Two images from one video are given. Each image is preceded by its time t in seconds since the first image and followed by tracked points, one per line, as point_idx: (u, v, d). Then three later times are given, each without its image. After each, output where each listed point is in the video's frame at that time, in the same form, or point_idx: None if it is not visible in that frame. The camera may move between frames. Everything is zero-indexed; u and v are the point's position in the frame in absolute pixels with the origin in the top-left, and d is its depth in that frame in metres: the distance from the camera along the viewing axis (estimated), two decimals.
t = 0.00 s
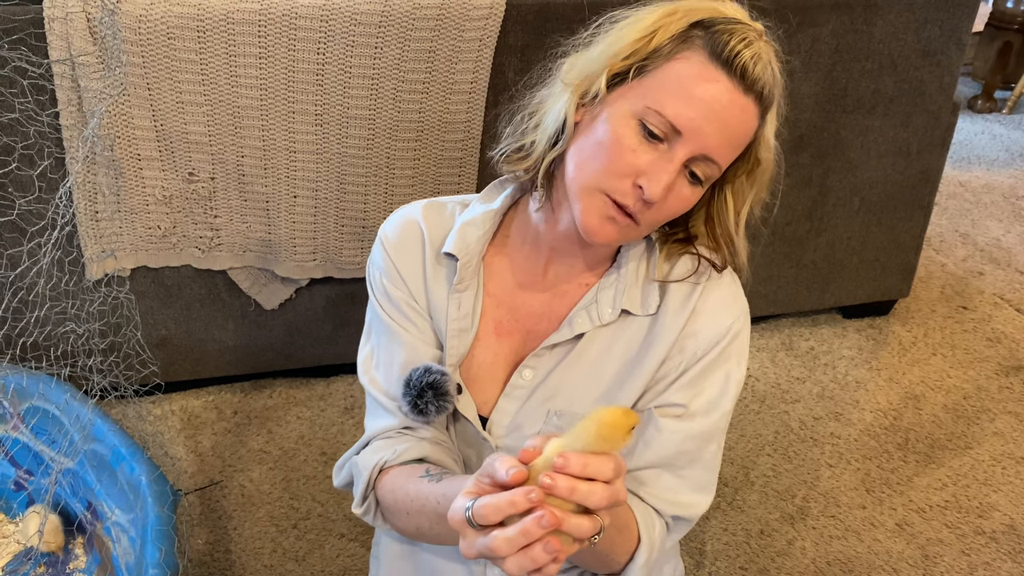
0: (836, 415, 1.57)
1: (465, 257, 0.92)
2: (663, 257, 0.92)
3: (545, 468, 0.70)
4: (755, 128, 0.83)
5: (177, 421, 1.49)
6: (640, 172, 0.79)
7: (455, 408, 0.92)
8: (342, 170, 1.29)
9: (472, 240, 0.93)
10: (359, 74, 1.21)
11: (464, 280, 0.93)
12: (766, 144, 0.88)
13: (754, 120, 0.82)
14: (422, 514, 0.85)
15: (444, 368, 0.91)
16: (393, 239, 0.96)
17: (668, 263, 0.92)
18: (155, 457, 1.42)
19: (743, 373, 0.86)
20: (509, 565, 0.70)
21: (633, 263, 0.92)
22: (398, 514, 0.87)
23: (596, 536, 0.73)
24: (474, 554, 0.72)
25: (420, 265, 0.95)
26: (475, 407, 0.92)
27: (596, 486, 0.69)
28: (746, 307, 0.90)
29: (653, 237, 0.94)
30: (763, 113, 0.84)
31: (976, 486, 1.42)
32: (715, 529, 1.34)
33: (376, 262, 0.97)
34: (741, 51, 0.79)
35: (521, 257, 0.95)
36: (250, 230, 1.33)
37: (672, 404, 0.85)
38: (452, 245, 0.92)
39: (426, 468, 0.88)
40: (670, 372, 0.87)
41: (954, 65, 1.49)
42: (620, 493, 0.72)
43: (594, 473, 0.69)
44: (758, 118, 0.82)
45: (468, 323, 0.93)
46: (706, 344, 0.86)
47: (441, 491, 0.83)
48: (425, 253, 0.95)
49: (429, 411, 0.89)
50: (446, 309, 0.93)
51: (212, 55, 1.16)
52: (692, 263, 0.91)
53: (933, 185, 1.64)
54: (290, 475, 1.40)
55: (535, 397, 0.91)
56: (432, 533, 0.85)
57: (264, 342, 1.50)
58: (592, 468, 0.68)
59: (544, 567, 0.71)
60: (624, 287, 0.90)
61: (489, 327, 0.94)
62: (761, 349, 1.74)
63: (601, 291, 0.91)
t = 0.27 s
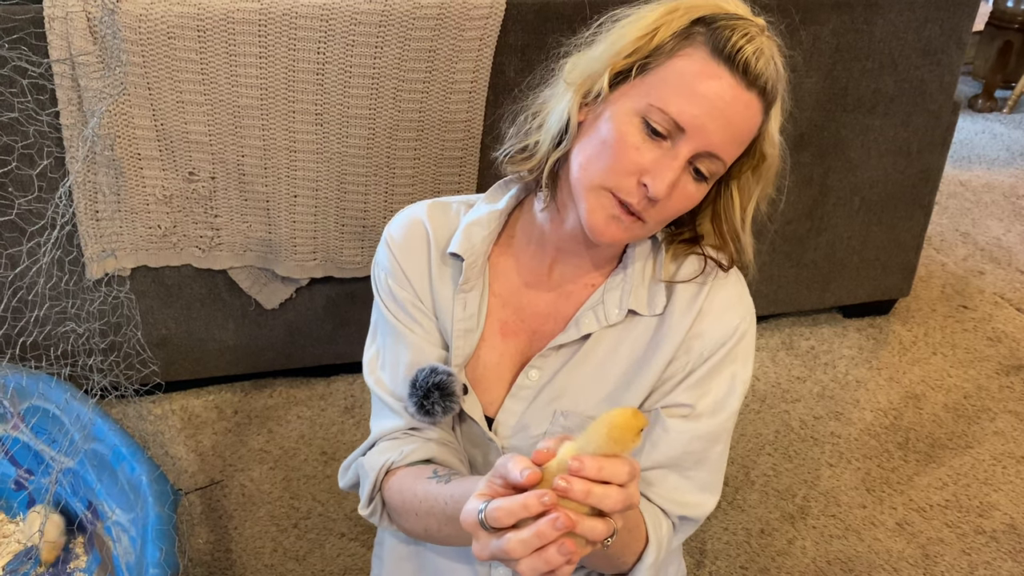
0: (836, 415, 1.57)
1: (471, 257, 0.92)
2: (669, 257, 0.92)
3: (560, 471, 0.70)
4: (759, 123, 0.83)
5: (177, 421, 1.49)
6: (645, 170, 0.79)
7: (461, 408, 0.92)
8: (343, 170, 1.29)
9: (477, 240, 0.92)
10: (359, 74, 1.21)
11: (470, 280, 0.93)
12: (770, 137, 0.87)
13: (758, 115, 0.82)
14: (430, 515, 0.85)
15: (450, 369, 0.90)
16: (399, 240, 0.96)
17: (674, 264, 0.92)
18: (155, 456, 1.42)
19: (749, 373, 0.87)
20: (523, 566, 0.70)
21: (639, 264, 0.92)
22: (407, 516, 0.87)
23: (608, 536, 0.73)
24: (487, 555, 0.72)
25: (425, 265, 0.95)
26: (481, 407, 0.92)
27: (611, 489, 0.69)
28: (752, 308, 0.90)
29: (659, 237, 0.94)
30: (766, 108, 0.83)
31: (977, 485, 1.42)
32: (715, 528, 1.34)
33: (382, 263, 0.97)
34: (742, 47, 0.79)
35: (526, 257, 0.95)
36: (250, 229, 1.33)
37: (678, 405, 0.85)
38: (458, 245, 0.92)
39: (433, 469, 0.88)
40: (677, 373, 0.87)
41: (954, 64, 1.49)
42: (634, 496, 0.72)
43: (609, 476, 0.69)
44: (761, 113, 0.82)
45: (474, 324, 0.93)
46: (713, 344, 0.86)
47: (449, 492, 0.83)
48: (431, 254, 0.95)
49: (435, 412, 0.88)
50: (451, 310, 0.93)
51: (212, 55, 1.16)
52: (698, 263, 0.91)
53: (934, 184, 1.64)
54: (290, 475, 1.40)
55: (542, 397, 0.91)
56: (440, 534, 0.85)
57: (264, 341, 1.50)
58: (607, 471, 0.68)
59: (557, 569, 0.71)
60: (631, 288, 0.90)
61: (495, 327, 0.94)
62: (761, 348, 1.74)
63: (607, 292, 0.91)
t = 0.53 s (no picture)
0: (837, 414, 1.56)
1: (474, 258, 0.92)
2: (672, 258, 0.93)
3: (573, 470, 0.70)
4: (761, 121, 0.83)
5: (177, 420, 1.49)
6: (648, 170, 0.79)
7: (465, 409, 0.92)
8: (343, 169, 1.29)
9: (480, 240, 0.92)
10: (359, 73, 1.21)
11: (473, 281, 0.93)
12: (773, 135, 0.87)
13: (760, 112, 0.82)
14: (436, 515, 0.85)
15: (454, 370, 0.90)
16: (402, 240, 0.96)
17: (678, 264, 0.92)
18: (155, 455, 1.42)
19: (753, 373, 0.87)
20: (534, 565, 0.70)
21: (643, 264, 0.92)
22: (412, 517, 0.87)
23: (620, 539, 0.73)
24: (498, 554, 0.72)
25: (429, 265, 0.95)
26: (485, 408, 0.92)
27: (625, 492, 0.69)
28: (756, 308, 0.90)
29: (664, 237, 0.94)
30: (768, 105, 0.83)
31: (977, 485, 1.42)
32: (715, 528, 1.34)
33: (385, 264, 0.96)
34: (743, 44, 0.79)
35: (530, 258, 0.95)
36: (250, 229, 1.33)
37: (683, 405, 0.85)
38: (461, 246, 0.92)
39: (438, 470, 0.88)
40: (681, 373, 0.87)
41: (954, 63, 1.49)
42: (646, 499, 0.72)
43: (622, 478, 0.69)
44: (763, 110, 0.82)
45: (477, 324, 0.93)
46: (717, 345, 0.86)
47: (454, 493, 0.83)
48: (434, 254, 0.95)
49: (439, 413, 0.88)
50: (455, 311, 0.93)
51: (213, 54, 1.16)
52: (703, 264, 0.92)
53: (934, 183, 1.64)
54: (291, 474, 1.40)
55: (546, 397, 0.91)
56: (446, 535, 0.85)
57: (264, 341, 1.50)
58: (620, 472, 0.69)
59: (568, 567, 0.70)
60: (635, 289, 0.90)
61: (498, 328, 0.94)
62: (761, 348, 1.74)
63: (611, 293, 0.91)
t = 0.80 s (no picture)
0: (836, 414, 1.57)
1: (472, 257, 0.92)
2: (670, 256, 0.92)
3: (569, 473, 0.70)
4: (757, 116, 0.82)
5: (177, 419, 1.49)
6: (643, 169, 0.79)
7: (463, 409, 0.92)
8: (343, 168, 1.29)
9: (478, 240, 0.92)
10: (359, 72, 1.21)
11: (471, 281, 0.92)
12: (767, 130, 0.87)
13: (755, 107, 0.81)
14: (434, 515, 0.85)
15: (451, 369, 0.90)
16: (400, 240, 0.95)
17: (675, 263, 0.92)
18: (155, 454, 1.42)
19: (752, 373, 0.87)
20: (527, 568, 0.70)
21: (641, 263, 0.92)
22: (410, 516, 0.87)
23: (613, 544, 0.73)
24: (491, 557, 0.72)
25: (426, 265, 0.95)
26: (483, 407, 0.92)
27: (619, 496, 0.70)
28: (754, 306, 0.90)
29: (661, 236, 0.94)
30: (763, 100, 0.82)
31: (976, 484, 1.42)
32: (714, 527, 1.34)
33: (383, 263, 0.96)
34: (736, 40, 0.78)
35: (528, 257, 0.95)
36: (250, 228, 1.33)
37: (681, 405, 0.85)
38: (459, 245, 0.92)
39: (436, 469, 0.88)
40: (679, 373, 0.87)
41: (955, 63, 1.49)
42: (641, 504, 0.72)
43: (617, 482, 0.69)
44: (758, 105, 0.81)
45: (475, 324, 0.92)
46: (716, 344, 0.86)
47: (452, 492, 0.83)
48: (432, 254, 0.95)
49: (437, 412, 0.88)
50: (452, 310, 0.93)
51: (212, 53, 1.16)
52: (700, 263, 0.91)
53: (934, 182, 1.64)
54: (291, 473, 1.40)
55: (544, 397, 0.91)
56: (443, 534, 0.85)
57: (264, 340, 1.50)
58: (615, 476, 0.69)
59: (561, 570, 0.70)
60: (633, 287, 0.90)
61: (496, 328, 0.94)
62: (761, 347, 1.74)
63: (609, 292, 0.91)
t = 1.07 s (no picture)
0: (836, 413, 1.56)
1: (469, 257, 0.91)
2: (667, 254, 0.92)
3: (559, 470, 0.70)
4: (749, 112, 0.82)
5: (177, 418, 1.49)
6: (635, 168, 0.79)
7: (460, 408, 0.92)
8: (343, 167, 1.29)
9: (475, 240, 0.92)
10: (359, 71, 1.21)
11: (468, 280, 0.92)
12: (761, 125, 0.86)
13: (746, 103, 0.81)
14: (430, 515, 0.85)
15: (448, 369, 0.90)
16: (397, 240, 0.95)
17: (672, 261, 0.92)
18: (154, 454, 1.42)
19: (749, 372, 0.87)
20: (517, 565, 0.70)
21: (637, 262, 0.91)
22: (407, 515, 0.87)
23: (604, 543, 0.73)
24: (482, 553, 0.72)
25: (424, 265, 0.95)
26: (480, 406, 0.92)
27: (609, 494, 0.70)
28: (752, 305, 0.90)
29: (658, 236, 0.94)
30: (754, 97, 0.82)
31: (976, 484, 1.42)
32: (714, 526, 1.34)
33: (380, 263, 0.96)
34: (724, 36, 0.78)
35: (525, 257, 0.95)
36: (249, 227, 1.33)
37: (678, 403, 0.85)
38: (455, 245, 0.91)
39: (434, 469, 0.88)
40: (676, 372, 0.87)
41: (955, 62, 1.49)
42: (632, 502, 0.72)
43: (607, 479, 0.69)
44: (749, 101, 0.81)
45: (472, 324, 0.92)
46: (712, 343, 0.86)
47: (448, 492, 0.83)
48: (429, 254, 0.95)
49: (434, 412, 0.88)
50: (450, 310, 0.93)
51: (212, 52, 1.16)
52: (698, 261, 0.91)
53: (934, 182, 1.64)
54: (290, 472, 1.40)
55: (541, 396, 0.91)
56: (440, 533, 0.85)
57: (264, 339, 1.50)
58: (605, 473, 0.69)
59: (551, 567, 0.71)
60: (629, 286, 0.90)
61: (493, 327, 0.94)
62: (761, 346, 1.74)
63: (606, 291, 0.91)
